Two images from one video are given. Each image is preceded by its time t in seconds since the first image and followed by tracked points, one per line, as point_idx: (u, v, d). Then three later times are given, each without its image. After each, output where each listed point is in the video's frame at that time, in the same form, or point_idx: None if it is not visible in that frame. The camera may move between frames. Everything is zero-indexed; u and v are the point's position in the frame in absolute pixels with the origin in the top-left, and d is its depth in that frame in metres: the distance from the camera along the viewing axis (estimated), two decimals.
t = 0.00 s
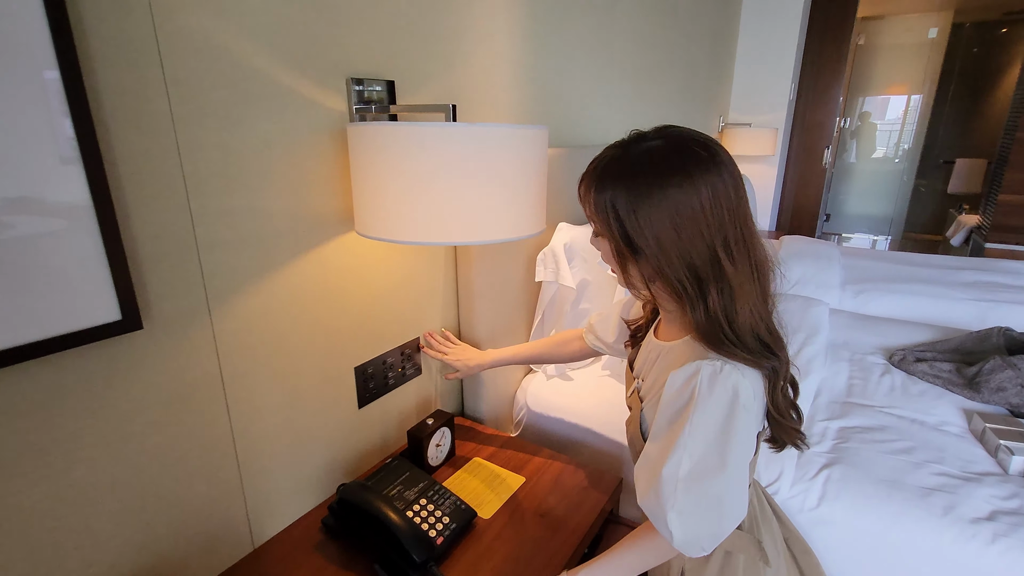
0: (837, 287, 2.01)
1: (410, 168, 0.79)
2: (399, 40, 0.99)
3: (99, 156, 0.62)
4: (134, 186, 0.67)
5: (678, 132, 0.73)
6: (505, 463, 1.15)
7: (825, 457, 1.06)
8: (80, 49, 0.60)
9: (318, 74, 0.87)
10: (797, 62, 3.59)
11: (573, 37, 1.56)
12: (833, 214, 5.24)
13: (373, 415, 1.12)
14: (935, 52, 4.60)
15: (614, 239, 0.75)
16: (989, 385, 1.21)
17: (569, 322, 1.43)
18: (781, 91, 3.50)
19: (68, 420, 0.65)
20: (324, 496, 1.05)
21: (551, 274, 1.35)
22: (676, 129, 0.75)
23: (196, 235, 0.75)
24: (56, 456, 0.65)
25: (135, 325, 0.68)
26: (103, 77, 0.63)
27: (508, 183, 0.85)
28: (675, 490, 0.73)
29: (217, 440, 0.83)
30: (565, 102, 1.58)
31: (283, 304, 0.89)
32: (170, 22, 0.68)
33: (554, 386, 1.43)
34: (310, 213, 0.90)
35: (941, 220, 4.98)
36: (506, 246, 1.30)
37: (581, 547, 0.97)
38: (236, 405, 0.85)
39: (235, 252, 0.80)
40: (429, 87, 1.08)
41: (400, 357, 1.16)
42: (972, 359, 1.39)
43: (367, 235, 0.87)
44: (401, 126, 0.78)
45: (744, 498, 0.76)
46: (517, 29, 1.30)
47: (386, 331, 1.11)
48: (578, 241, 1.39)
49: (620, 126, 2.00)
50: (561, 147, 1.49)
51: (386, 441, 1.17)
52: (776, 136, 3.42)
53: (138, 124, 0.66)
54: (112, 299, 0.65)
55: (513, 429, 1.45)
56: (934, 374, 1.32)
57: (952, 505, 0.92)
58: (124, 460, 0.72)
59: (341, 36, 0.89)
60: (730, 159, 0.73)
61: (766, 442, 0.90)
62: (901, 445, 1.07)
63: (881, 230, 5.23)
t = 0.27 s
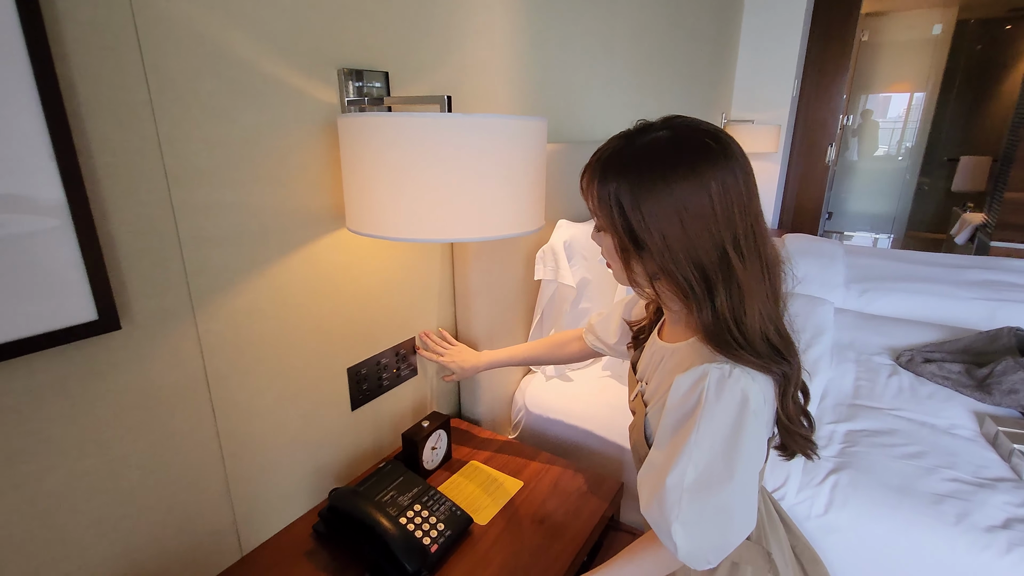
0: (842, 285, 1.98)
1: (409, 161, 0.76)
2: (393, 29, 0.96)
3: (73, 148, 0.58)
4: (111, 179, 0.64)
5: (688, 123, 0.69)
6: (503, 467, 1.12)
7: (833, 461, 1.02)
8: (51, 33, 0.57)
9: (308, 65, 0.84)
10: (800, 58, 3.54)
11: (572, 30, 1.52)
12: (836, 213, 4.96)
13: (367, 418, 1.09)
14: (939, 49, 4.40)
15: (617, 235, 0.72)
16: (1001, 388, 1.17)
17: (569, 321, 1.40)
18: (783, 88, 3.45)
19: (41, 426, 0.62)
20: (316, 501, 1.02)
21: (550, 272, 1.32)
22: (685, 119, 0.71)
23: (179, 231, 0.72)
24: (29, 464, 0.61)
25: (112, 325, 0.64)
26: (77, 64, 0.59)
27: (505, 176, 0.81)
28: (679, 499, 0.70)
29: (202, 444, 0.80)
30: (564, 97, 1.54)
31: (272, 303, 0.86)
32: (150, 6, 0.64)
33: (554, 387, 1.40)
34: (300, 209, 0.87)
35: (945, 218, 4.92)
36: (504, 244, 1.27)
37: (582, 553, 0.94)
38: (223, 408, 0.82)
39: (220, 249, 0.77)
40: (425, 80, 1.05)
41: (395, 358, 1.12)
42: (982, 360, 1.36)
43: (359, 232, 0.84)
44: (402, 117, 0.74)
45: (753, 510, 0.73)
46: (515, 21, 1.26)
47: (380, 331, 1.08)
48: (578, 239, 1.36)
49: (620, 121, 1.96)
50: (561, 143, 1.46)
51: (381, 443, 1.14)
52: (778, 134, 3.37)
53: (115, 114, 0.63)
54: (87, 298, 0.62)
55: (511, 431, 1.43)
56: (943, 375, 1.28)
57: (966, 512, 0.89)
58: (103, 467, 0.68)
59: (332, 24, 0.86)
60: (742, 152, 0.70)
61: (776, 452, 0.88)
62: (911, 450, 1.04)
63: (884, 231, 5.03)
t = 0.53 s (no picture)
0: (848, 284, 1.93)
1: (402, 154, 0.72)
2: (383, 15, 0.91)
3: (31, 137, 0.54)
4: (75, 169, 0.59)
5: (708, 107, 0.65)
6: (499, 473, 1.08)
7: (842, 469, 0.98)
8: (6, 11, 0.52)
9: (292, 51, 0.79)
10: (805, 54, 3.47)
11: (572, 20, 1.47)
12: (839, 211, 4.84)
13: (356, 422, 1.05)
14: (946, 45, 4.20)
15: (628, 225, 0.68)
16: (1016, 392, 1.14)
17: (568, 321, 1.35)
18: (787, 84, 3.39)
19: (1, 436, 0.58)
20: (304, 509, 0.98)
21: (548, 271, 1.27)
22: (705, 104, 0.67)
23: (151, 226, 0.67)
24: None
25: (77, 327, 0.60)
26: (36, 46, 0.55)
27: (499, 168, 0.77)
28: (684, 509, 0.65)
29: (179, 451, 0.76)
30: (563, 89, 1.49)
31: (254, 303, 0.82)
32: None
33: (552, 390, 1.36)
34: (285, 204, 0.83)
35: (949, 217, 4.84)
36: (500, 241, 1.22)
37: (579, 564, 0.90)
38: (202, 414, 0.78)
39: (198, 247, 0.73)
40: (417, 69, 1.00)
41: (386, 359, 1.08)
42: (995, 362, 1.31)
43: (346, 228, 0.80)
44: (396, 104, 0.70)
45: (763, 522, 0.69)
46: (513, 9, 1.21)
47: (371, 332, 1.04)
48: (577, 237, 1.32)
49: (621, 115, 1.91)
50: (559, 137, 1.41)
51: (371, 448, 1.10)
52: (781, 130, 3.31)
53: (79, 101, 0.59)
54: (49, 299, 0.58)
55: (508, 434, 1.38)
56: (955, 379, 1.24)
57: (983, 524, 0.85)
58: (70, 478, 0.64)
59: (318, 8, 0.81)
60: (765, 141, 0.66)
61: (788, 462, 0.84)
62: (924, 457, 0.99)
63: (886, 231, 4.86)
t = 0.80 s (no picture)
0: (853, 283, 1.89)
1: (388, 141, 0.68)
2: None
3: None
4: (36, 157, 0.56)
5: (735, 84, 0.62)
6: (493, 477, 1.04)
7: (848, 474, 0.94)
8: None
9: (273, 36, 0.75)
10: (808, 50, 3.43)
11: (570, 11, 1.43)
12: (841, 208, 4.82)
13: (344, 424, 1.01)
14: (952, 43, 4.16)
15: (647, 207, 0.64)
16: None
17: (565, 320, 1.32)
18: (789, 81, 3.34)
19: None
20: (289, 515, 0.94)
21: (544, 268, 1.24)
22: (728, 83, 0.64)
23: (120, 219, 0.64)
24: None
25: (38, 327, 0.56)
26: None
27: (488, 157, 0.73)
28: (689, 511, 0.62)
29: (154, 456, 0.72)
30: (560, 82, 1.45)
31: (235, 300, 0.78)
32: None
33: (548, 391, 1.32)
34: (266, 197, 0.79)
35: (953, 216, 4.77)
36: (494, 238, 1.19)
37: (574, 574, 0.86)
38: (179, 417, 0.74)
39: (172, 241, 0.69)
40: (407, 58, 0.96)
41: (376, 359, 1.05)
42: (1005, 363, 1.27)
43: (330, 222, 0.76)
44: (383, 88, 0.66)
45: (773, 527, 0.65)
46: None
47: (359, 331, 1.00)
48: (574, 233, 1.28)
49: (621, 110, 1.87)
50: (556, 131, 1.37)
51: (360, 451, 1.06)
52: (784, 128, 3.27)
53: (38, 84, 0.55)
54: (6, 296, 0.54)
55: (503, 436, 1.35)
56: (964, 380, 1.21)
57: (996, 533, 0.81)
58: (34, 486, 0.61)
59: None
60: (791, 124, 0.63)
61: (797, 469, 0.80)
62: (933, 462, 0.96)
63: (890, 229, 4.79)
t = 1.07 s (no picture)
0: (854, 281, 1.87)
1: (381, 129, 0.66)
2: None
3: None
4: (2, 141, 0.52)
5: (753, 64, 0.60)
6: (489, 478, 1.01)
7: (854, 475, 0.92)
8: None
9: (259, 18, 0.72)
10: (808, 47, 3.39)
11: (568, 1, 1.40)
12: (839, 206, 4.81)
13: (336, 424, 0.98)
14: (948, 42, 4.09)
15: (661, 188, 0.61)
16: None
17: (563, 317, 1.29)
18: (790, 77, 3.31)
19: None
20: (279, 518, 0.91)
21: (542, 264, 1.21)
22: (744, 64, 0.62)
23: (95, 208, 0.60)
24: None
25: (8, 323, 0.53)
26: None
27: (482, 145, 0.70)
28: (696, 509, 0.59)
29: (134, 458, 0.69)
30: (558, 74, 1.42)
31: (220, 295, 0.75)
32: None
33: (546, 389, 1.29)
34: (253, 188, 0.76)
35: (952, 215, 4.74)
36: (490, 233, 1.16)
37: None
38: (161, 418, 0.71)
39: (152, 233, 0.66)
40: (400, 45, 0.93)
41: (369, 357, 1.02)
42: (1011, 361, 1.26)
43: (320, 213, 0.73)
44: (376, 72, 0.63)
45: (785, 527, 0.62)
46: None
47: (351, 327, 0.97)
48: (573, 228, 1.25)
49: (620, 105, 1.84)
50: (554, 124, 1.34)
51: (353, 451, 1.03)
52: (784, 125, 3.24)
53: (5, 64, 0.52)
54: None
55: (500, 436, 1.32)
56: (969, 379, 1.19)
57: (1007, 536, 0.79)
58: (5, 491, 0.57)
59: None
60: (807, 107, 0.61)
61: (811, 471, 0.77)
62: (941, 463, 0.93)
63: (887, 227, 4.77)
